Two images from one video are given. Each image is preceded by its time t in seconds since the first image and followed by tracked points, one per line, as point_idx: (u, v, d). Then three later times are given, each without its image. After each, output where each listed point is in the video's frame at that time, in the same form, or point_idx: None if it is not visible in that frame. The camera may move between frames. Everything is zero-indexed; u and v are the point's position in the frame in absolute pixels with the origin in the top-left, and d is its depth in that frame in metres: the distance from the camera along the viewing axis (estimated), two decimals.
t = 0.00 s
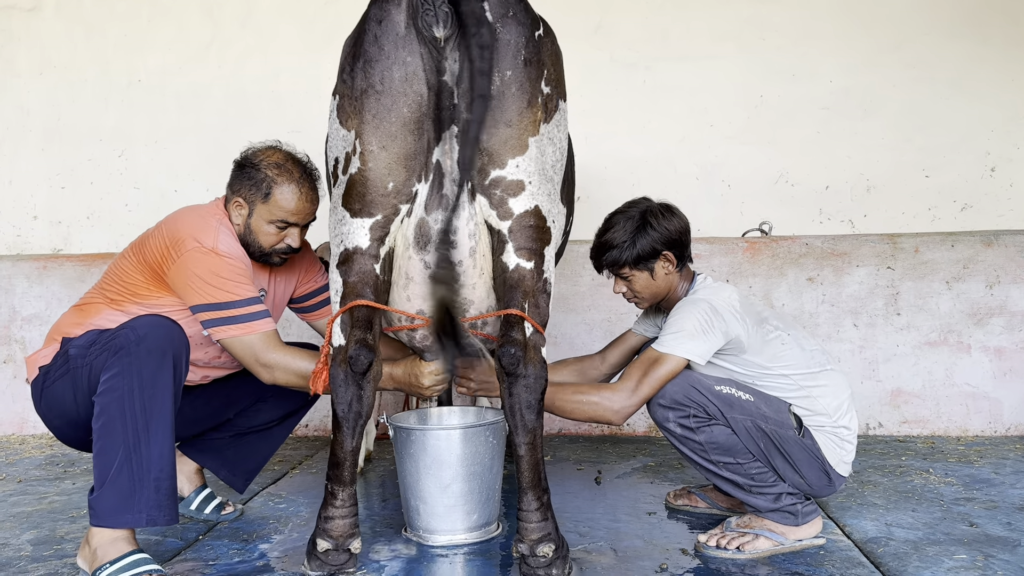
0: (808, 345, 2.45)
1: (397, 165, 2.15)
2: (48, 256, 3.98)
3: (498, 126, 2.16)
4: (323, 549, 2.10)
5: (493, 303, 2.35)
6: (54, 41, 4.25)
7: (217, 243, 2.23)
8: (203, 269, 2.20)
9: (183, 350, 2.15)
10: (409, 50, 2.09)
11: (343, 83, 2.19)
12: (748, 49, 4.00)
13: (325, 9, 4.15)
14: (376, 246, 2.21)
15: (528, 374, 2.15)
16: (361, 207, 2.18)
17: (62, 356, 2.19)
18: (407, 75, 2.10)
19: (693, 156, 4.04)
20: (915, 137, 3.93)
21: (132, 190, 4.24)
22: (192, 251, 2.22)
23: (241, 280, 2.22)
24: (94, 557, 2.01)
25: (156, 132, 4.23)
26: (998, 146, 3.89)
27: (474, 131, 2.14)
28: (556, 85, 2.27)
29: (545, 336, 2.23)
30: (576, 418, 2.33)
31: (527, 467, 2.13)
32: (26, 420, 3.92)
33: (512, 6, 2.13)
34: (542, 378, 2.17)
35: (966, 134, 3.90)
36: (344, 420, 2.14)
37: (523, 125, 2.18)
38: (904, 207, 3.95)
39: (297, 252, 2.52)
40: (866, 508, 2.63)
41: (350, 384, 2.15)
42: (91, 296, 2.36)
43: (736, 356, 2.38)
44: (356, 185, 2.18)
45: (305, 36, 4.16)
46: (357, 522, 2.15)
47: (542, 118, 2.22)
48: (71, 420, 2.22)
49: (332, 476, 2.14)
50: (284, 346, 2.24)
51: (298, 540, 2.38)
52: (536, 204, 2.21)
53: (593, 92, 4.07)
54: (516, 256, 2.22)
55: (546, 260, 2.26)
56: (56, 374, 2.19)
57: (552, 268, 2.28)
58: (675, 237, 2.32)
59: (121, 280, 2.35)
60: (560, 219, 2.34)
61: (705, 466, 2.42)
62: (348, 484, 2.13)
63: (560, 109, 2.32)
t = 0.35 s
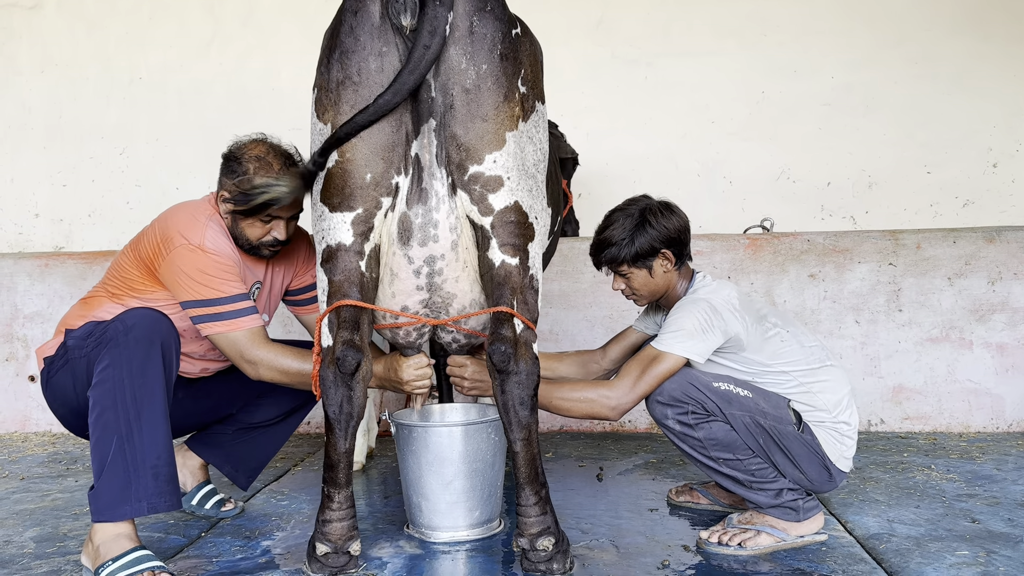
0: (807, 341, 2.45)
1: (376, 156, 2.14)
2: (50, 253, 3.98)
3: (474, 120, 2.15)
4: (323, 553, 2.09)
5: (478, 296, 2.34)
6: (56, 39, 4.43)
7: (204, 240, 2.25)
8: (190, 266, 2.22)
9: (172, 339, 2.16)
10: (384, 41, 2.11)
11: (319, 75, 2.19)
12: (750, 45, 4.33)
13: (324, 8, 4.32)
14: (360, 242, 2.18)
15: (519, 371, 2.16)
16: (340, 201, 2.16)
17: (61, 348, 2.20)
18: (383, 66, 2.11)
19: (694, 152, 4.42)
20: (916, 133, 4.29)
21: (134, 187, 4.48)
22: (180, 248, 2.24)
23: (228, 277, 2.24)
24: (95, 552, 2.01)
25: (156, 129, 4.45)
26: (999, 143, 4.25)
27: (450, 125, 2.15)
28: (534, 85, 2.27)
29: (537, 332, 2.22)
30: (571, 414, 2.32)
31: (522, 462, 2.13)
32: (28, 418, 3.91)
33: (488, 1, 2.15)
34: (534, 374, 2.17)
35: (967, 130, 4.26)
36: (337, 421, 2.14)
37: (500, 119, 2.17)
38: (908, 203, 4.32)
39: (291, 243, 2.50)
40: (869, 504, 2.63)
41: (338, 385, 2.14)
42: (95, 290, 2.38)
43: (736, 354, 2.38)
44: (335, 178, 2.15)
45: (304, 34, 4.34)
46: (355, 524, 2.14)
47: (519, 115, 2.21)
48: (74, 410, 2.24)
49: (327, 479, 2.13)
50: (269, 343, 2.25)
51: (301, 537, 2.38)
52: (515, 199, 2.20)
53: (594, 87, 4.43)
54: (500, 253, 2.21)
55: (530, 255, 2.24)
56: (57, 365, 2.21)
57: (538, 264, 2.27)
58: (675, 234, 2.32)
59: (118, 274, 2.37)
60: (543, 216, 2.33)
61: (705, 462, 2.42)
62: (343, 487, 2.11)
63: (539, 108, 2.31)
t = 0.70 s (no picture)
0: (808, 337, 2.45)
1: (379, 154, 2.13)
2: (52, 251, 3.98)
3: (477, 117, 2.15)
4: (327, 550, 2.09)
5: (478, 293, 2.36)
6: (59, 38, 4.45)
7: (200, 225, 2.32)
8: (186, 250, 2.29)
9: (105, 325, 2.34)
10: (386, 38, 2.10)
11: (321, 72, 2.18)
12: (752, 41, 4.33)
13: (325, 3, 4.35)
14: (363, 240, 2.18)
15: (522, 367, 2.15)
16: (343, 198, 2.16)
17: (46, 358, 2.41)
18: (385, 63, 2.11)
19: (698, 150, 4.41)
20: (920, 128, 4.29)
21: (135, 185, 4.48)
22: (176, 234, 2.31)
23: (223, 260, 2.29)
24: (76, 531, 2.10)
25: (159, 127, 4.46)
26: (1003, 139, 4.25)
27: (453, 122, 2.15)
28: (534, 82, 2.26)
29: (539, 328, 2.21)
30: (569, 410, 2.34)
31: (526, 459, 2.14)
32: (31, 416, 3.91)
33: None
34: (537, 370, 2.16)
35: (972, 126, 4.26)
36: (339, 420, 2.13)
37: (502, 116, 2.17)
38: (912, 199, 4.31)
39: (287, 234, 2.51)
40: (872, 501, 2.62)
41: (341, 383, 2.13)
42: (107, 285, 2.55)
43: (737, 351, 2.38)
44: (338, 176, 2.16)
45: (306, 30, 4.36)
46: (359, 522, 2.14)
47: (521, 112, 2.21)
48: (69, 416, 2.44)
49: (332, 477, 2.14)
50: (268, 325, 2.26)
51: (304, 534, 2.39)
52: (517, 196, 2.19)
53: (596, 84, 4.43)
54: (502, 249, 2.20)
55: (532, 252, 2.24)
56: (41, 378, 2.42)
57: (540, 260, 2.26)
58: (674, 233, 2.32)
59: (125, 269, 2.54)
60: (544, 212, 2.32)
61: (708, 460, 2.42)
62: (347, 484, 2.12)
63: (540, 106, 2.30)
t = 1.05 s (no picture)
0: (810, 335, 2.44)
1: (384, 152, 2.13)
2: (54, 250, 3.98)
3: (483, 114, 2.15)
4: (330, 548, 2.09)
5: (483, 292, 2.37)
6: (61, 36, 4.45)
7: (191, 228, 2.29)
8: (177, 255, 2.25)
9: (154, 366, 2.28)
10: (392, 35, 2.10)
11: (326, 69, 2.18)
12: (755, 39, 4.33)
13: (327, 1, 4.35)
14: (368, 237, 2.17)
15: (530, 364, 2.15)
16: (348, 196, 2.15)
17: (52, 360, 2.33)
18: (391, 60, 2.10)
19: (700, 148, 4.41)
20: (923, 126, 4.28)
21: (138, 184, 4.49)
22: (166, 238, 2.27)
23: (214, 265, 2.26)
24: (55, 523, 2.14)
25: (161, 125, 4.47)
26: (1006, 136, 4.24)
27: (459, 120, 2.14)
28: (540, 77, 2.24)
29: (545, 327, 2.21)
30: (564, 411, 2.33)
31: (531, 458, 2.12)
32: (34, 414, 3.91)
33: None
34: (543, 368, 2.16)
35: (974, 123, 4.25)
36: (343, 418, 2.13)
37: (509, 114, 2.16)
38: (912, 196, 4.31)
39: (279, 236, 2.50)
40: (875, 499, 2.62)
41: (345, 381, 2.13)
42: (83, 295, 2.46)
43: (735, 352, 2.38)
44: (343, 173, 2.15)
45: (308, 28, 4.37)
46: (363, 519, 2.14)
47: (528, 109, 2.20)
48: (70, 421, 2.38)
49: (334, 475, 2.13)
50: (258, 331, 2.24)
51: (307, 532, 2.39)
52: (524, 194, 2.19)
53: (598, 82, 4.42)
54: (509, 247, 2.19)
55: (538, 249, 2.23)
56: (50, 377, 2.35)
57: (545, 258, 2.25)
58: (675, 234, 2.31)
59: (107, 273, 2.45)
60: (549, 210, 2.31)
61: (710, 458, 2.41)
62: (350, 482, 2.12)
63: (545, 100, 2.28)
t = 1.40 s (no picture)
0: (805, 332, 2.45)
1: (379, 149, 2.13)
2: (57, 249, 3.98)
3: (479, 111, 2.15)
4: (333, 548, 2.09)
5: (481, 290, 2.35)
6: (64, 36, 4.46)
7: (187, 228, 2.23)
8: (174, 255, 2.19)
9: (184, 396, 2.26)
10: (388, 32, 2.10)
11: (322, 67, 2.18)
12: (757, 37, 4.33)
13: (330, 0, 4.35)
14: (365, 236, 2.17)
15: (529, 365, 2.15)
16: (344, 194, 2.15)
17: (49, 375, 2.20)
18: (386, 57, 2.10)
19: (702, 146, 4.41)
20: (925, 125, 4.28)
21: (140, 183, 4.49)
22: (162, 238, 2.21)
23: (212, 266, 2.22)
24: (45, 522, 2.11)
25: (164, 124, 4.48)
26: (1009, 135, 4.23)
27: (455, 118, 2.14)
28: (537, 75, 2.25)
29: (544, 327, 2.21)
30: (559, 413, 2.34)
31: (531, 457, 2.12)
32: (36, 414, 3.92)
33: None
34: (542, 368, 2.16)
35: (976, 123, 4.24)
36: (343, 418, 2.14)
37: (505, 111, 2.16)
38: (915, 195, 4.30)
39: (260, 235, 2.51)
40: (878, 498, 2.61)
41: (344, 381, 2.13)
42: (55, 305, 2.32)
43: (733, 352, 2.38)
44: (339, 172, 2.15)
45: (310, 27, 4.37)
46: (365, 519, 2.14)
47: (524, 107, 2.20)
48: (55, 442, 2.26)
49: (336, 475, 2.13)
50: (257, 333, 2.22)
51: (309, 531, 2.39)
52: (521, 192, 2.19)
53: (600, 81, 4.42)
54: (507, 246, 2.19)
55: (536, 248, 2.23)
56: (42, 395, 2.21)
57: (543, 257, 2.26)
58: (670, 237, 2.31)
59: (82, 280, 2.31)
60: (547, 210, 2.31)
61: (713, 459, 2.40)
62: (351, 482, 2.11)
63: (542, 99, 2.30)
